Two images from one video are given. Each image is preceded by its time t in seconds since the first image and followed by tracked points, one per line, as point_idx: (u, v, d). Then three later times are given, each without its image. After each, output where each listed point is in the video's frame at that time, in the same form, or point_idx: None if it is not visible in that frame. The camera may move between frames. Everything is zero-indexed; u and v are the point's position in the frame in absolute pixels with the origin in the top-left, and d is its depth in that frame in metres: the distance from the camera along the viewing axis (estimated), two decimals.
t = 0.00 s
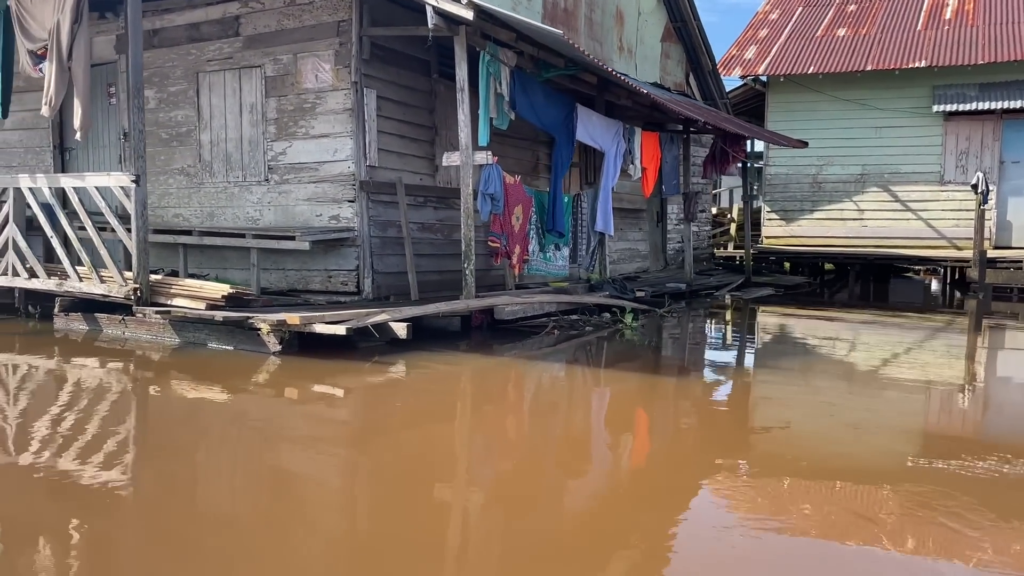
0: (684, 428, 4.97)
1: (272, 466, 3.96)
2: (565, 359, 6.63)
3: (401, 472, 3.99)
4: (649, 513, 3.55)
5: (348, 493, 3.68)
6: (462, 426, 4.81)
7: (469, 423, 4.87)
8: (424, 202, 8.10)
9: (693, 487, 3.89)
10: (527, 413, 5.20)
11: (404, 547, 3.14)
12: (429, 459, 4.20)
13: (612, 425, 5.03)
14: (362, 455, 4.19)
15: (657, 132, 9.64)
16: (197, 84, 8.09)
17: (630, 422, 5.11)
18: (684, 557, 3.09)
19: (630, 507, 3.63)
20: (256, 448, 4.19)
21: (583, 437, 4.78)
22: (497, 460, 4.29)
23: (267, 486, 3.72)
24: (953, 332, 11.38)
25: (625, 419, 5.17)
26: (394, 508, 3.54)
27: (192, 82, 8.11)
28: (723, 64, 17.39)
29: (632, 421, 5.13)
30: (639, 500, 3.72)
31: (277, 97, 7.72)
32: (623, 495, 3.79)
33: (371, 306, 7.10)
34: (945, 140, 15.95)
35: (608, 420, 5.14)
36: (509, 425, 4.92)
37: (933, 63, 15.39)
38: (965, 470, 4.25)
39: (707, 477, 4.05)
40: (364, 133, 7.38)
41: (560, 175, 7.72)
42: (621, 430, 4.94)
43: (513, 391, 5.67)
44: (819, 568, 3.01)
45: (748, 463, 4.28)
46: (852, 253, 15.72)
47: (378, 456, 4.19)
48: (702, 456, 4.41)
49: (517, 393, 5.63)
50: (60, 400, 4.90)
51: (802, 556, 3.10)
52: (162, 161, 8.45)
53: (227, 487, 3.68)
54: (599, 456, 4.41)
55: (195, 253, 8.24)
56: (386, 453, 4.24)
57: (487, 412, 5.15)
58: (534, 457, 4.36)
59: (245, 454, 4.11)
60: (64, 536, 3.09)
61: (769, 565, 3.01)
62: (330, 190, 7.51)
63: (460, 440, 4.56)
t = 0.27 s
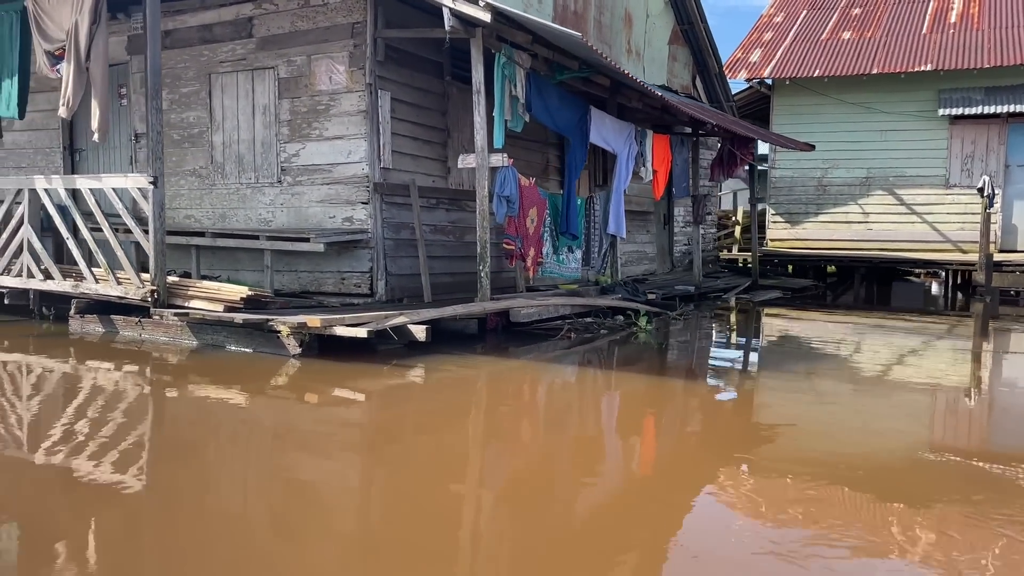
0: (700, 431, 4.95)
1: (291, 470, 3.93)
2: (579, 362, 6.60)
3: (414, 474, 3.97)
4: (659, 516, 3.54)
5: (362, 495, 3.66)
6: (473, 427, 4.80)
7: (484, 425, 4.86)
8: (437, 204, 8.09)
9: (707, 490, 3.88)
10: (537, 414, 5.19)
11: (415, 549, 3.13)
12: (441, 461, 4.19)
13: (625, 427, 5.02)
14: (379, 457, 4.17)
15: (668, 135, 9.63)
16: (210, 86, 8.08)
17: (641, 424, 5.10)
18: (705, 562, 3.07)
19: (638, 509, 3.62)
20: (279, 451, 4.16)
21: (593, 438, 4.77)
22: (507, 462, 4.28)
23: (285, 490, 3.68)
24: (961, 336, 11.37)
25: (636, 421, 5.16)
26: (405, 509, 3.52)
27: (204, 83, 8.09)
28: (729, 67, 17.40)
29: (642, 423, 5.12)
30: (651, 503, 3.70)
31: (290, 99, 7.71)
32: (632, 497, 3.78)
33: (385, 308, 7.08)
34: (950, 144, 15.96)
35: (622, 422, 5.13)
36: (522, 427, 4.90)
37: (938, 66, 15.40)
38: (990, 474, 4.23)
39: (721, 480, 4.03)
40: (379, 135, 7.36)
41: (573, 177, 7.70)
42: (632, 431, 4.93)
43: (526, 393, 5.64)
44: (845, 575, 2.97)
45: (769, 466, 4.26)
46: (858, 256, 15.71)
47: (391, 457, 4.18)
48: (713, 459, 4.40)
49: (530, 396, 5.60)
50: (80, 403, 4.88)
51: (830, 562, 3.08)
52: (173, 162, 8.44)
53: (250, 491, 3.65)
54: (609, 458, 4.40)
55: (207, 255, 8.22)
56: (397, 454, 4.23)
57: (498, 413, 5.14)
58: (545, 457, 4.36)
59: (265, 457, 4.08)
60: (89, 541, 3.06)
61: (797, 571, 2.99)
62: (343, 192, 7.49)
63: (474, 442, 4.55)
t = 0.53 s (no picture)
0: (717, 436, 4.89)
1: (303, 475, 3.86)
2: (593, 366, 6.54)
3: (423, 479, 3.92)
4: (667, 522, 3.49)
5: (370, 499, 3.61)
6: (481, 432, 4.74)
7: (497, 429, 4.81)
8: (448, 206, 8.05)
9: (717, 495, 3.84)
10: (546, 418, 5.13)
11: (421, 555, 3.08)
12: (451, 466, 4.13)
13: (638, 431, 4.97)
14: (391, 462, 4.11)
15: (678, 138, 9.60)
16: (220, 88, 8.03)
17: (651, 428, 5.05)
18: (716, 568, 3.01)
19: (649, 515, 3.57)
20: (294, 456, 4.10)
21: (603, 442, 4.72)
22: (517, 466, 4.22)
23: (297, 495, 3.62)
24: (969, 340, 11.32)
25: (648, 425, 5.11)
26: (413, 514, 3.47)
27: (214, 85, 8.05)
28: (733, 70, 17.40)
29: (651, 427, 5.07)
30: (662, 507, 3.67)
31: (301, 100, 7.66)
32: (640, 502, 3.73)
33: (397, 311, 7.04)
34: (955, 147, 15.95)
35: (636, 426, 5.07)
36: (532, 430, 4.86)
37: (944, 70, 15.39)
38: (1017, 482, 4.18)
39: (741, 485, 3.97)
40: (391, 138, 7.33)
41: (586, 181, 7.66)
42: (642, 435, 4.88)
43: (540, 398, 5.58)
44: None
45: (791, 472, 4.20)
46: (862, 260, 15.68)
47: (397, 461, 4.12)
48: (721, 463, 4.35)
49: (543, 400, 5.55)
50: (94, 407, 4.82)
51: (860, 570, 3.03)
52: (182, 164, 8.39)
53: (260, 496, 3.59)
54: (617, 462, 4.34)
55: (215, 258, 8.16)
56: (406, 458, 4.17)
57: (509, 417, 5.08)
58: (555, 462, 4.30)
59: (278, 462, 4.02)
60: (101, 545, 3.01)
61: None
62: (355, 195, 7.45)
63: (486, 445, 4.50)
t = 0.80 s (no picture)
0: (736, 440, 4.86)
1: (316, 480, 3.82)
2: (608, 370, 6.51)
3: (435, 483, 3.89)
4: (679, 526, 3.46)
5: (381, 504, 3.58)
6: (492, 436, 4.71)
7: (510, 434, 4.77)
8: (459, 210, 8.01)
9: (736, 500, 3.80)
10: (558, 422, 5.10)
11: (433, 561, 3.04)
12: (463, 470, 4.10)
13: (651, 435, 4.94)
14: (404, 466, 4.08)
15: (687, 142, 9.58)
16: (230, 90, 7.99)
17: (662, 431, 5.02)
18: None
19: (662, 519, 3.54)
20: (315, 462, 4.06)
21: (614, 445, 4.69)
22: (529, 470, 4.19)
23: (311, 501, 3.58)
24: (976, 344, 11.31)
25: (661, 429, 5.08)
26: (425, 518, 3.44)
27: (224, 88, 8.01)
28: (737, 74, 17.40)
29: (662, 430, 5.04)
30: (674, 512, 3.63)
31: (312, 103, 7.63)
32: (653, 507, 3.70)
33: (410, 315, 7.00)
34: (959, 152, 15.97)
35: (652, 430, 5.04)
36: (544, 434, 4.82)
37: (949, 74, 15.41)
38: None
39: (765, 490, 3.94)
40: (403, 141, 7.30)
41: (599, 184, 7.61)
42: (653, 438, 4.85)
43: (556, 402, 5.55)
44: None
45: (817, 477, 4.17)
46: (867, 263, 15.67)
47: (409, 465, 4.09)
48: (731, 467, 4.32)
49: (558, 404, 5.51)
50: (110, 412, 4.77)
51: None
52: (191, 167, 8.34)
53: (276, 502, 3.56)
54: (628, 466, 4.31)
55: (225, 261, 8.12)
56: (417, 463, 4.14)
57: (521, 420, 5.05)
58: (566, 466, 4.27)
59: (295, 467, 3.98)
60: (117, 553, 2.96)
61: None
62: (366, 198, 7.43)
63: (500, 450, 4.46)
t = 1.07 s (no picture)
0: (756, 444, 4.85)
1: (336, 485, 3.81)
2: (623, 375, 6.49)
3: (451, 488, 3.87)
4: (693, 534, 3.43)
5: (395, 510, 3.55)
6: (508, 440, 4.69)
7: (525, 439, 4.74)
8: (469, 214, 8.01)
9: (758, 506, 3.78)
10: (571, 426, 5.09)
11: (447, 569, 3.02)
12: (478, 475, 4.08)
13: (668, 439, 4.92)
14: (423, 472, 4.06)
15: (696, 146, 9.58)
16: (240, 94, 7.98)
17: (676, 436, 5.00)
18: None
19: (676, 526, 3.53)
20: (338, 467, 4.04)
21: (627, 450, 4.68)
22: (544, 475, 4.18)
23: (332, 506, 3.57)
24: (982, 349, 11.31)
25: (676, 433, 5.06)
26: (439, 524, 3.42)
27: (234, 92, 7.99)
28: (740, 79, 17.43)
29: (676, 435, 5.02)
30: (689, 519, 3.60)
31: (324, 108, 7.62)
32: (667, 514, 3.67)
33: (423, 320, 6.98)
34: (963, 156, 16.01)
35: (669, 434, 5.03)
36: (558, 439, 4.79)
37: (953, 79, 15.45)
38: None
39: (791, 495, 3.93)
40: (415, 146, 7.29)
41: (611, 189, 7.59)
42: (666, 443, 4.84)
43: (573, 406, 5.53)
44: None
45: (842, 481, 4.16)
46: (871, 268, 15.68)
47: (424, 470, 4.08)
48: (745, 473, 4.30)
49: (574, 408, 5.49)
50: (129, 418, 4.75)
51: None
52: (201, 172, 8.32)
53: (292, 507, 3.54)
54: (642, 472, 4.28)
55: (235, 266, 8.10)
56: (432, 467, 4.12)
57: (537, 424, 5.03)
58: (580, 471, 4.25)
59: (316, 472, 3.97)
60: (135, 560, 2.93)
61: None
62: (378, 203, 7.42)
63: (515, 456, 4.43)
